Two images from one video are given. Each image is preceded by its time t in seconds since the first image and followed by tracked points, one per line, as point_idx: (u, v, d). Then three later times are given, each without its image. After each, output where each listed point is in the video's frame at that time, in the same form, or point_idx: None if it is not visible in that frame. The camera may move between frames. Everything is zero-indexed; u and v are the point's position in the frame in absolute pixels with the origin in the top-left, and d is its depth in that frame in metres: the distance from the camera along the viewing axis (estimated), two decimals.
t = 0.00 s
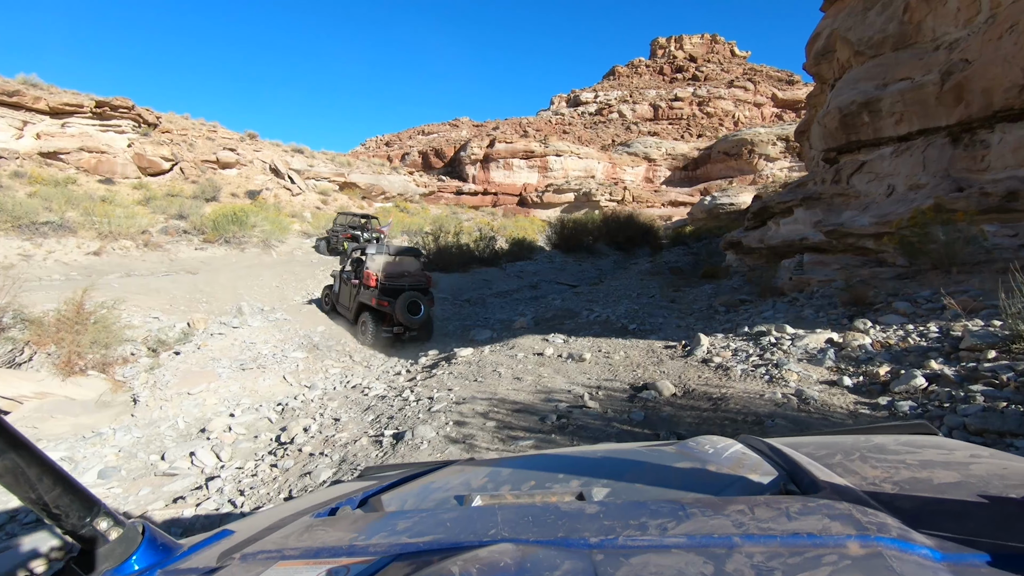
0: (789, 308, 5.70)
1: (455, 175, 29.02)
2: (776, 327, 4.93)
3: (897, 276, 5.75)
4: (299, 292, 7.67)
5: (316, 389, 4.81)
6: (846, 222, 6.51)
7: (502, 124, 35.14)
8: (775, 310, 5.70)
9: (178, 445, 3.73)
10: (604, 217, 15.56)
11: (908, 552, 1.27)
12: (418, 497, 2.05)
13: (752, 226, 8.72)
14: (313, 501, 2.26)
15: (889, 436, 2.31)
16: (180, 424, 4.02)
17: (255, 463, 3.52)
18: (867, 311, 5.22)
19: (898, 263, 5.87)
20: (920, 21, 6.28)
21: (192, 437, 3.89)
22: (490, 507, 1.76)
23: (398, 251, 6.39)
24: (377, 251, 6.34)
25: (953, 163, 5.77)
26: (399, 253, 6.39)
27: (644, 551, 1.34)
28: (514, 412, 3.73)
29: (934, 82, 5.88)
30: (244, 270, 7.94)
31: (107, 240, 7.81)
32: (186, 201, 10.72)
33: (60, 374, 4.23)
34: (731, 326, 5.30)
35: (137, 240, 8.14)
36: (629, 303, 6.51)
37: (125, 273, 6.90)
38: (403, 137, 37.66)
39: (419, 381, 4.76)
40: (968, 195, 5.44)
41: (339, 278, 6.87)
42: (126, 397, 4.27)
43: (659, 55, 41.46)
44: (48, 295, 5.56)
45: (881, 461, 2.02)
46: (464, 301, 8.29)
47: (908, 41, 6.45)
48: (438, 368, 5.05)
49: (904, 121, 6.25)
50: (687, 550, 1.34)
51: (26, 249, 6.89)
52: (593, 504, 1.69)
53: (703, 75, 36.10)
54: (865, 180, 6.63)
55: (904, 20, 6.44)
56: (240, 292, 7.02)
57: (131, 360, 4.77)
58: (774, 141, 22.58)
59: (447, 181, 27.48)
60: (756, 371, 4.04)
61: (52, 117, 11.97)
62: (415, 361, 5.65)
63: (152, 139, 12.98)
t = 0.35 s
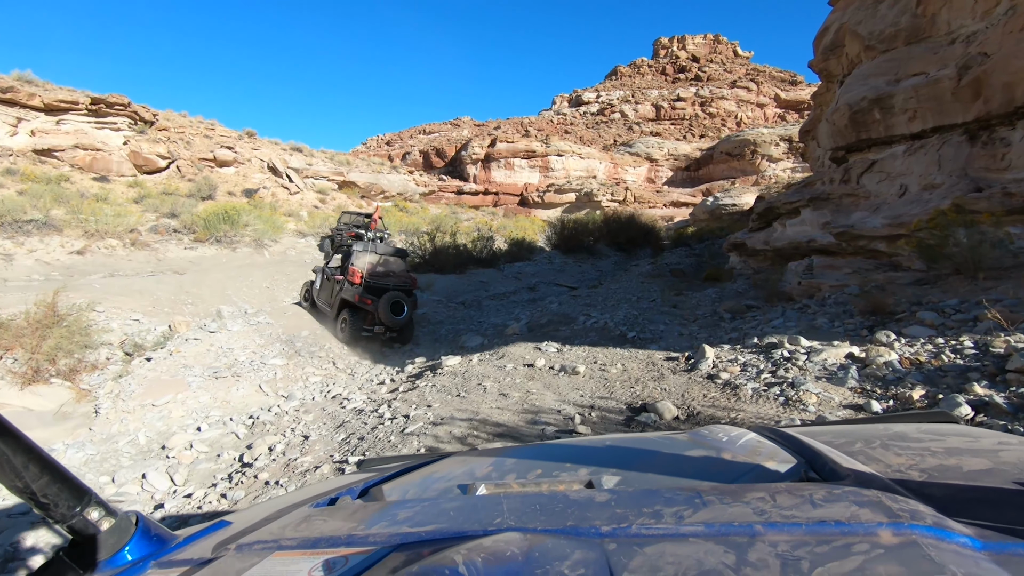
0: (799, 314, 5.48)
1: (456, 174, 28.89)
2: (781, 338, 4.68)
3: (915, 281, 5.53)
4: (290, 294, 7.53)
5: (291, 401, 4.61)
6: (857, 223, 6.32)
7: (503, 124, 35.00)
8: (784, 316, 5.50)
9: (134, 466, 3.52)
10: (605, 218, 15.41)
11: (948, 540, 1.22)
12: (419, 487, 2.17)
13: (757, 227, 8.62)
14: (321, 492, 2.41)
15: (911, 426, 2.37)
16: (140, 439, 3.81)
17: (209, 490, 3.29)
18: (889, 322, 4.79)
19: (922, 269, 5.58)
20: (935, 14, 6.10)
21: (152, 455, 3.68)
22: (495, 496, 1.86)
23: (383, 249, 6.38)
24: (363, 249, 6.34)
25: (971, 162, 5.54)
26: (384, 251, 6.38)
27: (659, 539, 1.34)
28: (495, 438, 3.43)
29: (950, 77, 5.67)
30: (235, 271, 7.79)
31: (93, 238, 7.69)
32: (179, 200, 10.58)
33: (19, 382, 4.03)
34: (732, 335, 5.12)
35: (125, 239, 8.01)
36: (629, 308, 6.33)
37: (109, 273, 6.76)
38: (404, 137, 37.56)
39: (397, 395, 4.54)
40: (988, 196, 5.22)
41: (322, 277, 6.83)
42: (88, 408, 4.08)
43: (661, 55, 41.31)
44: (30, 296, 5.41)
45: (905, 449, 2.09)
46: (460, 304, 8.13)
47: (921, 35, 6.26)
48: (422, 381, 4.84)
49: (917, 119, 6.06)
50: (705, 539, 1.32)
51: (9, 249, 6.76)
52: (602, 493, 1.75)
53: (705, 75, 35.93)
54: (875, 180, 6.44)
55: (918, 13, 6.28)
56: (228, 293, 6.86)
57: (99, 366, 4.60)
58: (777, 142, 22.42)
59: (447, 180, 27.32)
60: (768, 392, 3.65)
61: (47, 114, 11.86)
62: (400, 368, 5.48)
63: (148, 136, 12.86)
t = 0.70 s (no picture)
0: (807, 322, 5.27)
1: (456, 173, 28.79)
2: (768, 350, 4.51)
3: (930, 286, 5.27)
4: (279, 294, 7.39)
5: (263, 413, 4.44)
6: (866, 223, 6.09)
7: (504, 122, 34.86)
8: (791, 323, 5.30)
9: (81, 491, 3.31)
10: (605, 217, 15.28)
11: None
12: (450, 490, 2.13)
13: (761, 228, 8.40)
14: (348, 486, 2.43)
15: (932, 446, 2.20)
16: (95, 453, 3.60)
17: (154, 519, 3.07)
18: (907, 333, 4.51)
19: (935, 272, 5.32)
20: (948, 5, 5.90)
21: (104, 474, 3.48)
22: (527, 503, 1.76)
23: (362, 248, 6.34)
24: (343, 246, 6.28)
25: (985, 159, 5.29)
26: (363, 250, 6.34)
27: (700, 560, 1.27)
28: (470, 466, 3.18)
29: (964, 70, 5.44)
30: (223, 269, 7.66)
31: (78, 236, 7.60)
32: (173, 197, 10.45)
33: None
34: (731, 344, 4.92)
35: (111, 237, 7.90)
36: (626, 313, 6.17)
37: (91, 272, 6.65)
38: (404, 134, 37.46)
39: (374, 408, 4.40)
40: (1005, 194, 4.95)
41: (298, 272, 6.72)
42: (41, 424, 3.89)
43: (663, 54, 41.15)
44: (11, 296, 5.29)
45: (927, 474, 1.90)
46: (453, 306, 7.97)
47: (934, 27, 6.06)
48: (399, 395, 4.61)
49: (928, 115, 5.83)
50: (747, 562, 1.26)
51: None
52: (638, 506, 1.61)
53: (707, 74, 35.76)
54: (884, 179, 6.21)
55: (930, 4, 6.07)
56: (213, 295, 6.69)
57: (62, 373, 4.41)
58: (779, 141, 22.27)
59: (448, 179, 27.17)
60: (776, 414, 3.36)
61: (41, 110, 11.75)
62: (380, 377, 5.32)
63: (143, 133, 12.75)
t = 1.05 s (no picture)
0: (816, 330, 4.90)
1: (457, 172, 28.65)
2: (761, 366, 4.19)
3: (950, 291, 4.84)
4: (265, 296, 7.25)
5: (229, 429, 4.12)
6: (876, 224, 5.80)
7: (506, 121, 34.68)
8: (797, 332, 4.97)
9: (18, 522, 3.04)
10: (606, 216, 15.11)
11: None
12: (432, 490, 2.03)
13: (764, 227, 8.26)
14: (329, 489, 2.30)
15: (914, 449, 2.09)
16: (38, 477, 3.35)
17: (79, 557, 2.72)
18: (930, 347, 4.05)
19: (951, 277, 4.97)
20: None
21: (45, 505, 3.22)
22: (507, 504, 1.68)
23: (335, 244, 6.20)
24: (315, 242, 6.12)
25: (1003, 156, 4.97)
26: (336, 246, 6.21)
27: (669, 562, 1.24)
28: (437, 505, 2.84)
29: (979, 63, 5.13)
30: (209, 271, 7.52)
31: (62, 237, 7.51)
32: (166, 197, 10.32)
33: None
34: (732, 355, 4.60)
35: (96, 238, 7.80)
36: (624, 318, 5.96)
37: (72, 274, 6.53)
38: (405, 134, 37.32)
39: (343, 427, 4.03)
40: None
41: (272, 270, 6.56)
42: None
43: (665, 53, 40.95)
44: None
45: (903, 476, 1.80)
46: (447, 310, 7.80)
47: (945, 18, 5.70)
48: (372, 413, 4.26)
49: (941, 110, 5.54)
50: (712, 564, 1.23)
51: None
52: (613, 509, 1.58)
53: (710, 73, 35.54)
54: (894, 177, 5.93)
55: None
56: (191, 298, 6.48)
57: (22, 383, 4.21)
58: (782, 141, 22.07)
59: (449, 178, 27.01)
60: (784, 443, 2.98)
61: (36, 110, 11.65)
62: (358, 390, 4.97)
63: (139, 133, 12.63)
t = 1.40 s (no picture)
0: (831, 338, 4.49)
1: (459, 173, 28.54)
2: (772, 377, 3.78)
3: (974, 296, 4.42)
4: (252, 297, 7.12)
5: (190, 447, 3.86)
6: (890, 223, 5.44)
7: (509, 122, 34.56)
8: (810, 340, 4.57)
9: None
10: (607, 217, 14.95)
11: (929, 548, 1.04)
12: (415, 475, 1.89)
13: (770, 227, 8.09)
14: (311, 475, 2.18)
15: (905, 426, 2.01)
16: None
17: None
18: (965, 361, 3.57)
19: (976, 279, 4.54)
20: None
21: None
22: (486, 486, 1.58)
23: (307, 241, 6.09)
24: (285, 239, 5.98)
25: None
26: (308, 243, 6.10)
27: (643, 536, 1.15)
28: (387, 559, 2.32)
29: (1000, 55, 4.73)
30: (199, 273, 7.37)
31: (47, 237, 7.44)
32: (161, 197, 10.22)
33: None
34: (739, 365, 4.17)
35: (82, 238, 7.74)
36: (622, 322, 5.74)
37: (54, 275, 6.43)
38: (408, 134, 37.21)
39: (307, 447, 3.67)
40: None
41: (243, 270, 6.39)
42: None
43: (669, 53, 40.75)
44: None
45: (893, 451, 1.71)
46: (440, 313, 7.64)
47: (962, 8, 5.34)
48: (341, 431, 3.88)
49: (958, 104, 5.16)
50: (689, 538, 1.14)
51: None
52: (590, 487, 1.47)
53: (714, 73, 35.31)
54: (908, 175, 5.56)
55: None
56: (173, 301, 6.28)
57: None
58: (786, 141, 21.85)
59: (451, 179, 26.87)
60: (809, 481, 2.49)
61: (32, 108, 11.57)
62: (336, 401, 4.65)
63: (136, 132, 12.53)
